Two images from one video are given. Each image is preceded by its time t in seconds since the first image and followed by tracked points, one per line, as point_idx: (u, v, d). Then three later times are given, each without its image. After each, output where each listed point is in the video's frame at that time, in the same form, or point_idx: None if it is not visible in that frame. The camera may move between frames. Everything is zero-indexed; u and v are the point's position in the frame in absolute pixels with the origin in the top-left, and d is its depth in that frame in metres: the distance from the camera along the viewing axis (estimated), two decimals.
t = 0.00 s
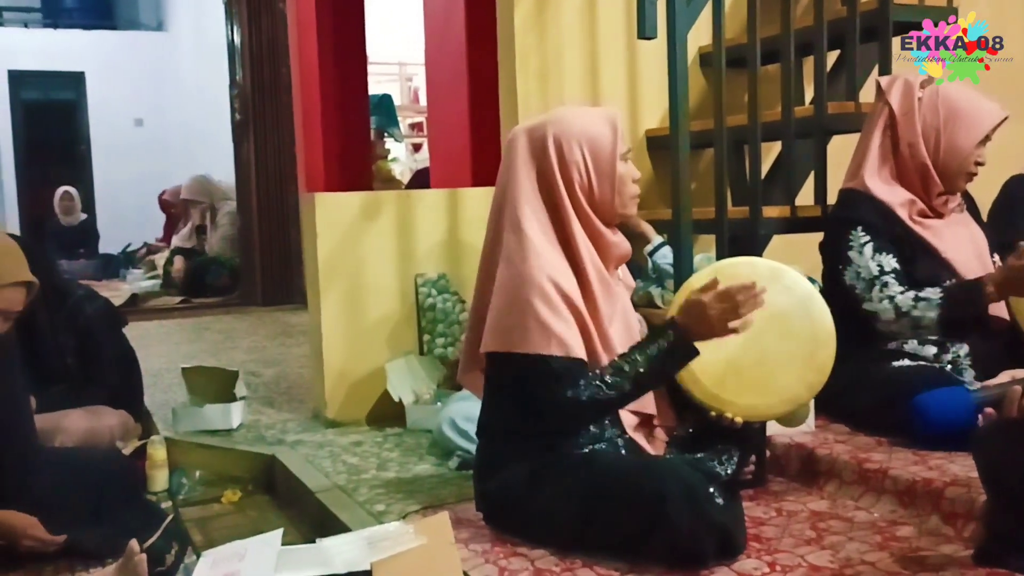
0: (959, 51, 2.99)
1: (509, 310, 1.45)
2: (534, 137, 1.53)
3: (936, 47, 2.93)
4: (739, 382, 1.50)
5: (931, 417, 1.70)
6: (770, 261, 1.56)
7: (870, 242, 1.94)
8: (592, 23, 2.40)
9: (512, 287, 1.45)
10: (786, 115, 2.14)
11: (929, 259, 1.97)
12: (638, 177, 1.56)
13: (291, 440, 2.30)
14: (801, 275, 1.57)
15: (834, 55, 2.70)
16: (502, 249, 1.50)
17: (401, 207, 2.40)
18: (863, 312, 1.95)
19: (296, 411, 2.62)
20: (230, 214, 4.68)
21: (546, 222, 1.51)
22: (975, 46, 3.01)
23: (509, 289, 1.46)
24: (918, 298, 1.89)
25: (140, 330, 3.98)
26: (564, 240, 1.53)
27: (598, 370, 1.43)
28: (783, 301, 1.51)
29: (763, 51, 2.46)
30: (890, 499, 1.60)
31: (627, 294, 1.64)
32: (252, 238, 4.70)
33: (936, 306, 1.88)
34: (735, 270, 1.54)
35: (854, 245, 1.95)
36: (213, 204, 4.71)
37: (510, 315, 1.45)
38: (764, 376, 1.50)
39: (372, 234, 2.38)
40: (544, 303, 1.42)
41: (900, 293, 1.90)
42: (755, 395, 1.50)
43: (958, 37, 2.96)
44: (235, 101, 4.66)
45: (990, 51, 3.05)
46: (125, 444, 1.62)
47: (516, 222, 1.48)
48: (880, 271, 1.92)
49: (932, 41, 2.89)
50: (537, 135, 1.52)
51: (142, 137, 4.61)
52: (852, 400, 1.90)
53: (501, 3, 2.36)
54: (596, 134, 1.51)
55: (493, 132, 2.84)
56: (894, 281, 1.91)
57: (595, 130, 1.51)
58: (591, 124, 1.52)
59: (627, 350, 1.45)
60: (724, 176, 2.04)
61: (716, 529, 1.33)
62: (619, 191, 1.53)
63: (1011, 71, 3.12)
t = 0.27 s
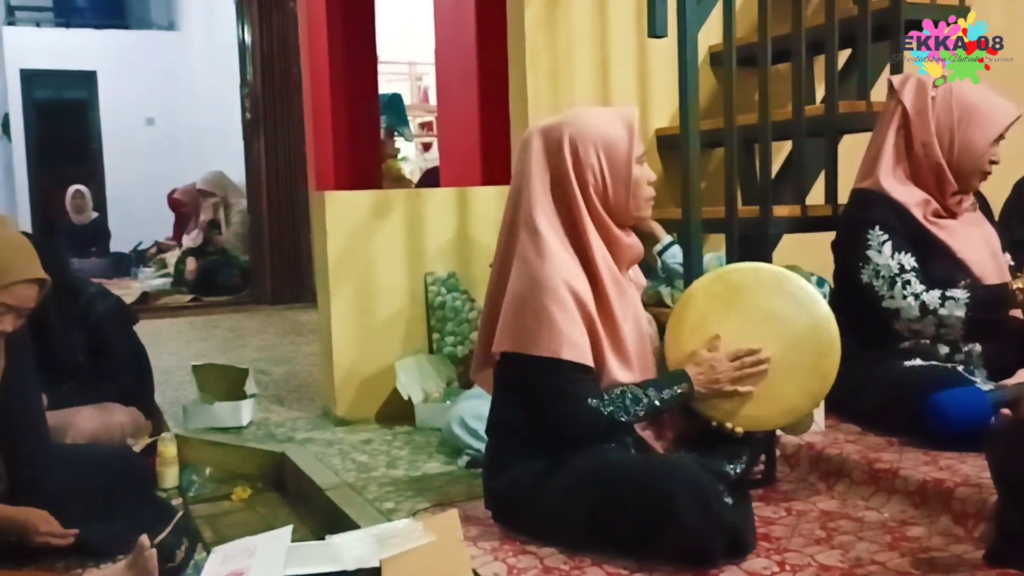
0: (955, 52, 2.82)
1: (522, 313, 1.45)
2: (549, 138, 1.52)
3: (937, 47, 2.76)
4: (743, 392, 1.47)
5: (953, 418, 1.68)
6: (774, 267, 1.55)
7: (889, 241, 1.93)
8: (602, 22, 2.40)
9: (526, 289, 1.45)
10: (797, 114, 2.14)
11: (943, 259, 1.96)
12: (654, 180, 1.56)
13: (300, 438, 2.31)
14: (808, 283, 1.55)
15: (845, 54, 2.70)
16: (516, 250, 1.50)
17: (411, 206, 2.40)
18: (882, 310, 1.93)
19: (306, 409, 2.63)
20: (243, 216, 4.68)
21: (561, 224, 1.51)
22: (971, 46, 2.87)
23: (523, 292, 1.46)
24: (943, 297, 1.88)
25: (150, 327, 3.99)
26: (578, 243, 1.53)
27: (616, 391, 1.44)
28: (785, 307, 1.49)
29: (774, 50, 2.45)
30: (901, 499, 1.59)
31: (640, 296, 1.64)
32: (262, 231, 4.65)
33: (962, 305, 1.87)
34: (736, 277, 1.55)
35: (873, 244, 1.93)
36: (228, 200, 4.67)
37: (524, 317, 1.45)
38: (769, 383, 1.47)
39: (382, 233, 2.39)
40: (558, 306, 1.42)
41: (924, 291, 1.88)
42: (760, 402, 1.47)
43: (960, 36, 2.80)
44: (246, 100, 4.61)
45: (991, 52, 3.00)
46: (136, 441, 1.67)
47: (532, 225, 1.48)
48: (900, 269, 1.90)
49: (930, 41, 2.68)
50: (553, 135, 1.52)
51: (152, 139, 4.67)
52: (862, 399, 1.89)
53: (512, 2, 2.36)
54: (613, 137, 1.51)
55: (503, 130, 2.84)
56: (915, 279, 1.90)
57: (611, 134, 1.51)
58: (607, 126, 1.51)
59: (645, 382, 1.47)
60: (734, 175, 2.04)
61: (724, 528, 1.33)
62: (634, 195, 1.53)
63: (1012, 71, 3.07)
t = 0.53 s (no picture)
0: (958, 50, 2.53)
1: (518, 308, 1.45)
2: (556, 135, 1.52)
3: (937, 46, 2.43)
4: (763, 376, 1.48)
5: (962, 413, 1.69)
6: (792, 254, 1.55)
7: (886, 241, 1.94)
8: (612, 22, 2.40)
9: (525, 286, 1.45)
10: (808, 113, 2.13)
11: (955, 258, 1.95)
12: (660, 180, 1.55)
13: (310, 437, 2.32)
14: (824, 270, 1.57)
15: (856, 53, 2.69)
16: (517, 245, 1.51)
17: (421, 205, 2.40)
18: (879, 311, 1.95)
19: (317, 408, 2.64)
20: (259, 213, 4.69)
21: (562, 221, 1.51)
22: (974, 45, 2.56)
23: (520, 287, 1.46)
24: (928, 292, 1.89)
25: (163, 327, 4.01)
26: (581, 242, 1.52)
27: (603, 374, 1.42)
28: (804, 293, 1.52)
29: (785, 49, 2.45)
30: (911, 499, 1.59)
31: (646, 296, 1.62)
32: (273, 236, 4.71)
33: (946, 296, 1.88)
34: (757, 265, 1.54)
35: (871, 242, 1.95)
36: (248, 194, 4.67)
37: (520, 312, 1.45)
38: (791, 368, 1.48)
39: (391, 233, 2.39)
40: (554, 305, 1.42)
41: (912, 289, 1.90)
42: (780, 388, 1.49)
43: (961, 35, 2.50)
44: (257, 99, 4.64)
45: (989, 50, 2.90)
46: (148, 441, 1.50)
47: (533, 222, 1.48)
48: (894, 269, 1.92)
49: (938, 42, 2.40)
50: (560, 133, 1.52)
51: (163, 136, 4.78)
52: (872, 399, 1.88)
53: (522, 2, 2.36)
54: (618, 136, 1.50)
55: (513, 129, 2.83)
56: (907, 278, 1.91)
57: (617, 132, 1.50)
58: (614, 125, 1.51)
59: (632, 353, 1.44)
60: (745, 175, 2.03)
61: (734, 527, 1.33)
62: (639, 195, 1.52)
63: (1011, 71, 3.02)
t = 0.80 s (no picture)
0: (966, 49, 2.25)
1: (526, 306, 1.47)
2: (568, 134, 1.53)
3: (936, 47, 2.25)
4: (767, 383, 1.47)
5: (980, 416, 1.68)
6: (798, 260, 1.54)
7: (882, 242, 1.92)
8: (625, 22, 2.40)
9: (533, 286, 1.47)
10: (822, 113, 2.12)
11: (970, 258, 1.94)
12: (672, 179, 1.55)
13: (324, 436, 2.33)
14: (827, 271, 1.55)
15: (870, 52, 2.68)
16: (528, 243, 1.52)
17: (434, 205, 2.41)
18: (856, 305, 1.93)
19: (330, 407, 2.65)
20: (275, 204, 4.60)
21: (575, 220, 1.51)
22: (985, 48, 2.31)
23: (529, 285, 1.48)
24: (911, 318, 1.88)
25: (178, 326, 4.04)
26: (593, 242, 1.53)
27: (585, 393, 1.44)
28: (808, 297, 1.49)
29: (799, 48, 2.44)
30: (926, 500, 1.58)
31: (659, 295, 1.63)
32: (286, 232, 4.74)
33: (925, 332, 1.88)
34: (761, 271, 1.53)
35: (867, 241, 1.94)
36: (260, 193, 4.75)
37: (527, 311, 1.47)
38: (796, 375, 1.47)
39: (405, 232, 2.40)
40: (558, 307, 1.45)
41: (896, 300, 1.88)
42: (787, 395, 1.47)
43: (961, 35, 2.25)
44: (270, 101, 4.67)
45: (990, 51, 2.80)
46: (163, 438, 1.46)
47: (544, 221, 1.50)
48: (882, 271, 1.90)
49: (938, 42, 2.24)
50: (573, 132, 1.53)
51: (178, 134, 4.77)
52: (885, 399, 1.88)
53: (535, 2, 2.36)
54: (631, 135, 1.51)
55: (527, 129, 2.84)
56: (892, 285, 1.89)
57: (630, 131, 1.51)
58: (627, 124, 1.51)
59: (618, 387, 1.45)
60: (758, 175, 2.03)
61: (748, 527, 1.33)
62: (652, 194, 1.52)
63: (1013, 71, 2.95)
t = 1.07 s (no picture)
0: (966, 51, 2.26)
1: (555, 299, 1.47)
2: (588, 132, 1.53)
3: (937, 47, 2.25)
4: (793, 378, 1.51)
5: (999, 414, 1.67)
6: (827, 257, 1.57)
7: (904, 242, 1.93)
8: (644, 21, 2.39)
9: (562, 277, 1.47)
10: (842, 112, 2.11)
11: (993, 258, 1.93)
12: (692, 177, 1.55)
13: (344, 434, 2.34)
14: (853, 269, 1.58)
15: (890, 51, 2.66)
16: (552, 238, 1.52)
17: (453, 205, 2.42)
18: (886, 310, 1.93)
19: (350, 406, 2.66)
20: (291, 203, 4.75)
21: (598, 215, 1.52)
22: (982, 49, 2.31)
23: (557, 279, 1.48)
24: (944, 308, 1.87)
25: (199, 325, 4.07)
26: (615, 237, 1.53)
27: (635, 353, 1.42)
28: (836, 297, 1.53)
29: (819, 47, 2.43)
30: (948, 501, 1.58)
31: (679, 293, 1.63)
32: (304, 226, 4.77)
33: (962, 318, 1.86)
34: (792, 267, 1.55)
35: (888, 243, 1.94)
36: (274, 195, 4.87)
37: (557, 304, 1.47)
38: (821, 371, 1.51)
39: (424, 232, 2.41)
40: (592, 295, 1.44)
41: (924, 296, 1.88)
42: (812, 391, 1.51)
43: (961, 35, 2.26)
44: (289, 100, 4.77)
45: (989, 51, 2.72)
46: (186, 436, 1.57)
47: (569, 215, 1.50)
48: (907, 271, 1.90)
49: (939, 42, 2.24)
50: (593, 129, 1.53)
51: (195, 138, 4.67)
52: (908, 400, 1.87)
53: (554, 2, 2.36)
54: (652, 131, 1.51)
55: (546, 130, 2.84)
56: (920, 282, 1.89)
57: (651, 128, 1.51)
58: (647, 121, 1.51)
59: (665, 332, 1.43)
60: (779, 174, 2.02)
61: (770, 527, 1.33)
62: (672, 190, 1.53)
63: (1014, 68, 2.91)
